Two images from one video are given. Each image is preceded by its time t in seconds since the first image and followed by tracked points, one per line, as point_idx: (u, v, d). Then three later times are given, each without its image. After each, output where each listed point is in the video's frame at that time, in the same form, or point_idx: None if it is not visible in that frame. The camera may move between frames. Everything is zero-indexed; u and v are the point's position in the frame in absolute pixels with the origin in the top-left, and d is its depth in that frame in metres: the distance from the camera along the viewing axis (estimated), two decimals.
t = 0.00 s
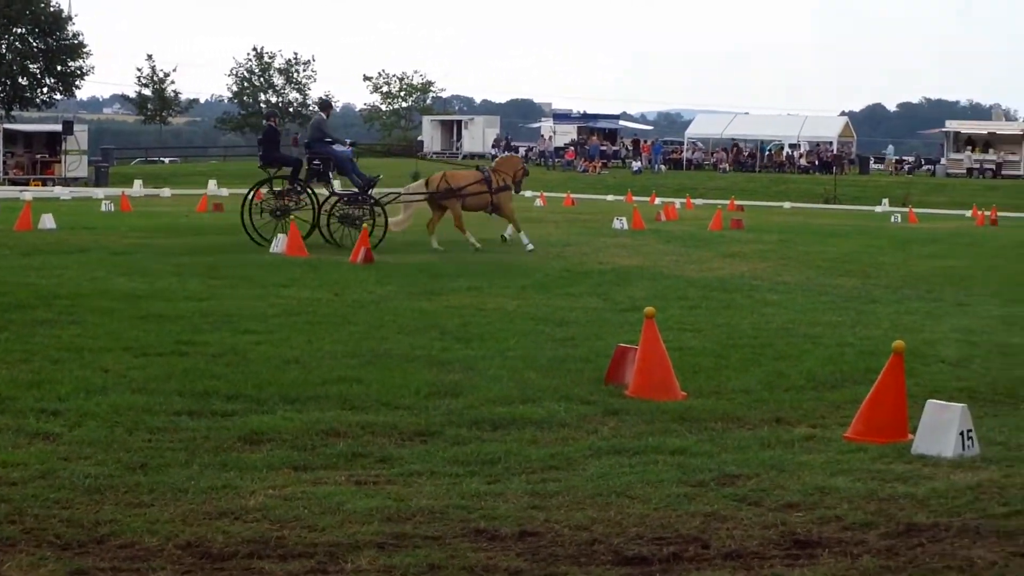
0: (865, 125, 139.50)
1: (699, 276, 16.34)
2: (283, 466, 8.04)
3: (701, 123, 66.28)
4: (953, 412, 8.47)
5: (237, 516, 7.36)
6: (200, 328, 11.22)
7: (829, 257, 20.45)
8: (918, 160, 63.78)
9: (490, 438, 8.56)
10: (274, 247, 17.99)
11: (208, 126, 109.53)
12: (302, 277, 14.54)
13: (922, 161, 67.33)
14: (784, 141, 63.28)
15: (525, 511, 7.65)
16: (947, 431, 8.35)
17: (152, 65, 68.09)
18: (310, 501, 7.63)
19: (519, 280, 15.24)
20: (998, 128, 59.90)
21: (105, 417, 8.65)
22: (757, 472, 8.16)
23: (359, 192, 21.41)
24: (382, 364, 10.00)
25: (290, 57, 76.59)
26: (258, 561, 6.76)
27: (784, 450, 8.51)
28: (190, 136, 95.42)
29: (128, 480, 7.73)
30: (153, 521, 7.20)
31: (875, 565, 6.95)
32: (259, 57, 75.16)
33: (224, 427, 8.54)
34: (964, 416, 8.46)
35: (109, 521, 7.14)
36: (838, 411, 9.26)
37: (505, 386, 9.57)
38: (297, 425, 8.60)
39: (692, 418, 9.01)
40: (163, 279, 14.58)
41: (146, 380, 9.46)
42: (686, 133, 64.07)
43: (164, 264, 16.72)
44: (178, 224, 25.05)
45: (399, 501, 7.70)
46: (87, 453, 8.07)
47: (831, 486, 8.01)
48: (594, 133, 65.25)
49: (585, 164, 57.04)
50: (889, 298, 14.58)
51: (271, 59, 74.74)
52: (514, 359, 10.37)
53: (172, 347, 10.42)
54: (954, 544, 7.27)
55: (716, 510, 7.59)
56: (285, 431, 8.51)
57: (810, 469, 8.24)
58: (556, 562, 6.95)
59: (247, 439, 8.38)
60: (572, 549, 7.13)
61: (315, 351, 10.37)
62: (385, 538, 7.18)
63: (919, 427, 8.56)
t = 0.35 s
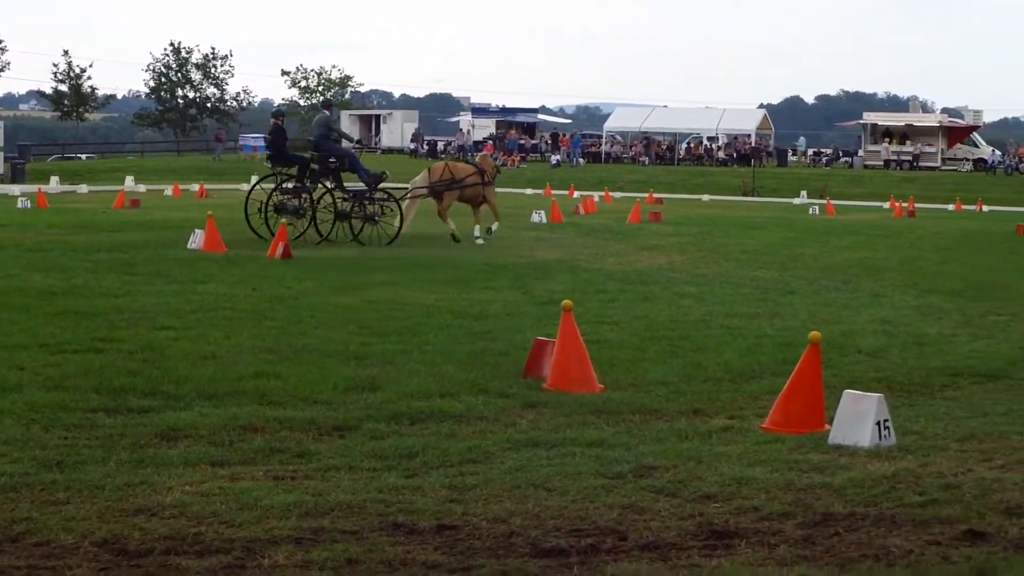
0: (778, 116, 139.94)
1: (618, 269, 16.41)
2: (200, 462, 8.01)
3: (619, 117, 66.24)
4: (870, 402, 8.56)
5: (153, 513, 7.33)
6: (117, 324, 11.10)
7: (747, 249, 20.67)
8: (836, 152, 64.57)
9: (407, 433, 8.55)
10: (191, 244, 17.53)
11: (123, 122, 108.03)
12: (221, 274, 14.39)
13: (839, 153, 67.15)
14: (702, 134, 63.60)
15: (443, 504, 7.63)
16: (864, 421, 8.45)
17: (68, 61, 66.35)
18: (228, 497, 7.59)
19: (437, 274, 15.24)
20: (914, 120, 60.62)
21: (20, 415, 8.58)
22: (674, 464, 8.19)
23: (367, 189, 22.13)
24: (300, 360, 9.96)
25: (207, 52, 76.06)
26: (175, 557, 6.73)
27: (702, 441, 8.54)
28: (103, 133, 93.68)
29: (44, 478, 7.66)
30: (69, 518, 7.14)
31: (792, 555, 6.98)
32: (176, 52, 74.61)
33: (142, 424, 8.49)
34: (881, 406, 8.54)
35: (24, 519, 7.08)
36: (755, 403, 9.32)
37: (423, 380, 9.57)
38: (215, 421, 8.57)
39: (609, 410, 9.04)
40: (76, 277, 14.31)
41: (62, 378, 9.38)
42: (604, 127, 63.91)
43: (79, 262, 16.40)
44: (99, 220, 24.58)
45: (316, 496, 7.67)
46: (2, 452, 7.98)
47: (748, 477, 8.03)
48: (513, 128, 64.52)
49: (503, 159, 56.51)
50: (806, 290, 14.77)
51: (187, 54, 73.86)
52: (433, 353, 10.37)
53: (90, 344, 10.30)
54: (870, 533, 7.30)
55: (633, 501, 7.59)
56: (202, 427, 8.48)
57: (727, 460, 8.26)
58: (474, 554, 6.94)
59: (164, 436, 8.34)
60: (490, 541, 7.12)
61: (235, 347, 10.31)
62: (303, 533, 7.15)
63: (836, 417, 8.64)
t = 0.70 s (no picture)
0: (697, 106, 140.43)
1: (531, 260, 16.49)
2: (112, 457, 7.97)
3: (535, 110, 66.71)
4: (784, 391, 8.63)
5: (65, 508, 7.28)
6: (25, 317, 10.96)
7: (661, 239, 20.89)
8: (750, 144, 65.21)
9: (321, 425, 8.54)
10: (103, 239, 17.41)
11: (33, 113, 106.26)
12: (133, 267, 14.22)
13: (754, 143, 68.24)
14: (616, 125, 64.26)
15: (356, 497, 7.61)
16: (778, 410, 8.51)
17: None
18: (140, 491, 7.56)
19: (355, 267, 15.20)
20: (828, 110, 60.93)
21: None
22: (588, 454, 8.21)
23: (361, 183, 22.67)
24: (215, 353, 9.93)
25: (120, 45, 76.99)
26: (88, 552, 6.70)
27: (616, 431, 8.58)
28: (16, 125, 91.71)
29: None
30: None
31: (705, 544, 7.01)
32: (89, 45, 75.25)
33: (53, 419, 8.42)
34: (794, 393, 8.59)
35: None
36: (668, 393, 9.38)
37: (337, 372, 9.56)
38: (128, 415, 8.54)
39: (522, 401, 9.06)
40: None
41: None
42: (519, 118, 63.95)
43: None
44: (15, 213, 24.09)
45: (229, 490, 7.65)
46: None
47: (662, 467, 8.06)
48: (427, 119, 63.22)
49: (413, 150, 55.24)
50: (721, 280, 14.93)
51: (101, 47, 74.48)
52: (349, 346, 10.37)
53: (1, 339, 10.16)
54: (783, 522, 7.34)
55: (547, 492, 7.59)
56: (115, 421, 8.44)
57: (641, 450, 8.29)
58: (388, 547, 6.93)
59: (77, 431, 8.28)
60: (403, 534, 7.10)
61: (152, 340, 10.24)
62: (217, 527, 7.13)
63: (750, 407, 8.70)
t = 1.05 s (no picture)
0: (641, 99, 140.40)
1: (474, 252, 16.53)
2: (55, 450, 7.96)
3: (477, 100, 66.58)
4: (727, 381, 8.66)
5: (6, 502, 7.27)
6: None
7: (605, 231, 21.02)
8: (694, 136, 65.32)
9: (264, 418, 8.55)
10: (46, 232, 17.41)
11: None
12: (74, 262, 14.12)
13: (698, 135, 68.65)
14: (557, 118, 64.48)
15: (300, 489, 7.61)
16: (721, 400, 8.54)
17: None
18: (83, 484, 7.55)
19: (301, 259, 15.15)
20: (770, 103, 60.96)
21: None
22: (531, 446, 8.23)
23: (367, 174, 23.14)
24: (159, 347, 9.92)
25: (62, 38, 77.20)
26: (30, 546, 6.70)
27: (558, 423, 8.60)
28: None
29: None
30: None
31: (647, 536, 7.03)
32: (31, 38, 75.50)
33: None
34: (737, 384, 8.62)
35: None
36: (610, 384, 9.41)
37: (281, 365, 9.57)
38: (70, 409, 8.52)
39: (466, 393, 9.07)
40: None
41: None
42: (464, 111, 63.80)
43: None
44: None
45: (173, 483, 7.64)
46: None
47: (604, 458, 8.08)
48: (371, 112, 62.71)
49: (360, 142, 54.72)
50: (666, 272, 15.00)
51: (44, 40, 74.73)
52: (294, 339, 10.36)
53: None
54: (725, 513, 7.36)
55: (490, 484, 7.61)
56: (57, 415, 8.42)
57: (583, 442, 8.31)
58: (331, 539, 6.93)
59: (19, 424, 8.26)
60: (346, 526, 7.11)
61: (98, 334, 10.21)
62: (160, 519, 7.13)
63: (692, 398, 8.72)
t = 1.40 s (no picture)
0: (636, 95, 140.46)
1: (471, 247, 16.52)
2: (51, 445, 7.96)
3: (473, 94, 66.80)
4: (723, 375, 8.64)
5: (2, 497, 7.27)
6: None
7: (600, 225, 21.01)
8: (689, 130, 65.19)
9: (260, 413, 8.54)
10: (41, 228, 17.40)
11: None
12: (69, 257, 14.11)
13: (693, 131, 68.57)
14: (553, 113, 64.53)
15: (296, 484, 7.61)
16: (717, 395, 8.53)
17: None
18: (79, 480, 7.55)
19: (296, 255, 15.15)
20: (766, 97, 60.82)
21: None
22: (527, 441, 8.22)
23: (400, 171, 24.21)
24: (155, 342, 9.91)
25: (57, 34, 77.19)
26: (26, 542, 6.70)
27: (555, 418, 8.59)
28: None
29: None
30: None
31: (644, 530, 7.02)
32: (27, 34, 75.51)
33: None
34: (734, 378, 8.59)
35: None
36: (606, 378, 9.41)
37: (278, 360, 9.56)
38: (66, 404, 8.51)
39: (462, 388, 9.07)
40: None
41: None
42: (459, 105, 64.87)
43: None
44: None
45: (169, 478, 7.64)
46: None
47: (601, 453, 8.08)
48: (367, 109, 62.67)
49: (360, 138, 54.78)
50: (662, 266, 15.00)
51: (39, 36, 74.79)
52: (289, 334, 10.36)
53: None
54: (722, 507, 7.36)
55: (486, 479, 7.61)
56: (53, 410, 8.41)
57: (579, 437, 8.30)
58: (327, 534, 6.93)
59: (15, 420, 8.25)
60: (343, 521, 7.11)
61: (93, 330, 10.19)
62: (156, 515, 7.13)
63: (688, 392, 8.71)
